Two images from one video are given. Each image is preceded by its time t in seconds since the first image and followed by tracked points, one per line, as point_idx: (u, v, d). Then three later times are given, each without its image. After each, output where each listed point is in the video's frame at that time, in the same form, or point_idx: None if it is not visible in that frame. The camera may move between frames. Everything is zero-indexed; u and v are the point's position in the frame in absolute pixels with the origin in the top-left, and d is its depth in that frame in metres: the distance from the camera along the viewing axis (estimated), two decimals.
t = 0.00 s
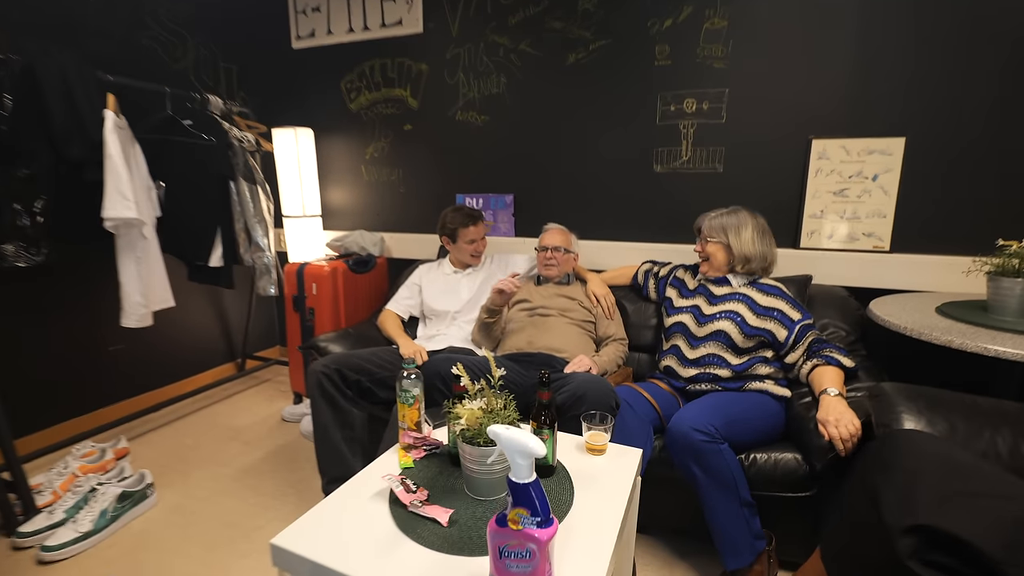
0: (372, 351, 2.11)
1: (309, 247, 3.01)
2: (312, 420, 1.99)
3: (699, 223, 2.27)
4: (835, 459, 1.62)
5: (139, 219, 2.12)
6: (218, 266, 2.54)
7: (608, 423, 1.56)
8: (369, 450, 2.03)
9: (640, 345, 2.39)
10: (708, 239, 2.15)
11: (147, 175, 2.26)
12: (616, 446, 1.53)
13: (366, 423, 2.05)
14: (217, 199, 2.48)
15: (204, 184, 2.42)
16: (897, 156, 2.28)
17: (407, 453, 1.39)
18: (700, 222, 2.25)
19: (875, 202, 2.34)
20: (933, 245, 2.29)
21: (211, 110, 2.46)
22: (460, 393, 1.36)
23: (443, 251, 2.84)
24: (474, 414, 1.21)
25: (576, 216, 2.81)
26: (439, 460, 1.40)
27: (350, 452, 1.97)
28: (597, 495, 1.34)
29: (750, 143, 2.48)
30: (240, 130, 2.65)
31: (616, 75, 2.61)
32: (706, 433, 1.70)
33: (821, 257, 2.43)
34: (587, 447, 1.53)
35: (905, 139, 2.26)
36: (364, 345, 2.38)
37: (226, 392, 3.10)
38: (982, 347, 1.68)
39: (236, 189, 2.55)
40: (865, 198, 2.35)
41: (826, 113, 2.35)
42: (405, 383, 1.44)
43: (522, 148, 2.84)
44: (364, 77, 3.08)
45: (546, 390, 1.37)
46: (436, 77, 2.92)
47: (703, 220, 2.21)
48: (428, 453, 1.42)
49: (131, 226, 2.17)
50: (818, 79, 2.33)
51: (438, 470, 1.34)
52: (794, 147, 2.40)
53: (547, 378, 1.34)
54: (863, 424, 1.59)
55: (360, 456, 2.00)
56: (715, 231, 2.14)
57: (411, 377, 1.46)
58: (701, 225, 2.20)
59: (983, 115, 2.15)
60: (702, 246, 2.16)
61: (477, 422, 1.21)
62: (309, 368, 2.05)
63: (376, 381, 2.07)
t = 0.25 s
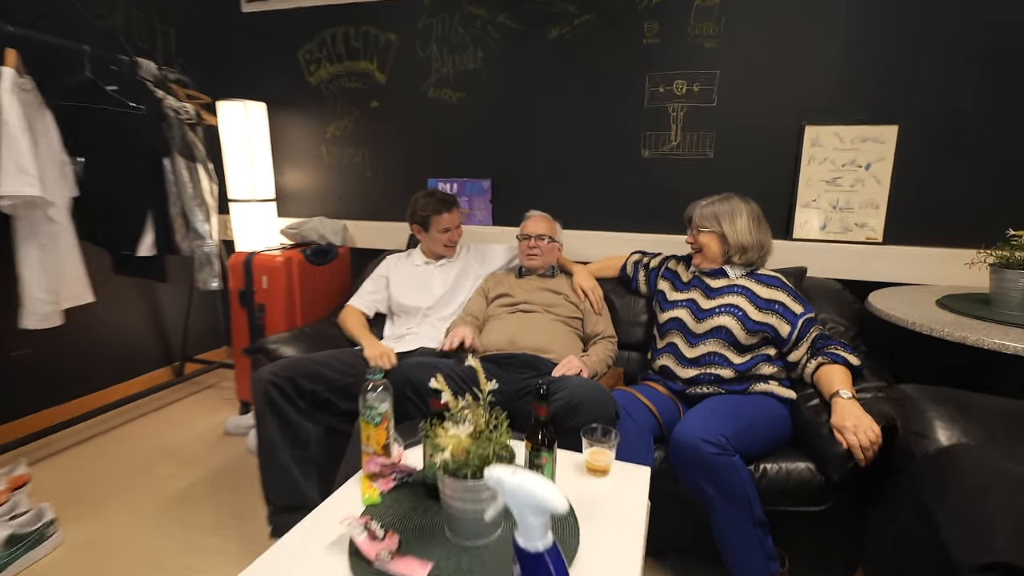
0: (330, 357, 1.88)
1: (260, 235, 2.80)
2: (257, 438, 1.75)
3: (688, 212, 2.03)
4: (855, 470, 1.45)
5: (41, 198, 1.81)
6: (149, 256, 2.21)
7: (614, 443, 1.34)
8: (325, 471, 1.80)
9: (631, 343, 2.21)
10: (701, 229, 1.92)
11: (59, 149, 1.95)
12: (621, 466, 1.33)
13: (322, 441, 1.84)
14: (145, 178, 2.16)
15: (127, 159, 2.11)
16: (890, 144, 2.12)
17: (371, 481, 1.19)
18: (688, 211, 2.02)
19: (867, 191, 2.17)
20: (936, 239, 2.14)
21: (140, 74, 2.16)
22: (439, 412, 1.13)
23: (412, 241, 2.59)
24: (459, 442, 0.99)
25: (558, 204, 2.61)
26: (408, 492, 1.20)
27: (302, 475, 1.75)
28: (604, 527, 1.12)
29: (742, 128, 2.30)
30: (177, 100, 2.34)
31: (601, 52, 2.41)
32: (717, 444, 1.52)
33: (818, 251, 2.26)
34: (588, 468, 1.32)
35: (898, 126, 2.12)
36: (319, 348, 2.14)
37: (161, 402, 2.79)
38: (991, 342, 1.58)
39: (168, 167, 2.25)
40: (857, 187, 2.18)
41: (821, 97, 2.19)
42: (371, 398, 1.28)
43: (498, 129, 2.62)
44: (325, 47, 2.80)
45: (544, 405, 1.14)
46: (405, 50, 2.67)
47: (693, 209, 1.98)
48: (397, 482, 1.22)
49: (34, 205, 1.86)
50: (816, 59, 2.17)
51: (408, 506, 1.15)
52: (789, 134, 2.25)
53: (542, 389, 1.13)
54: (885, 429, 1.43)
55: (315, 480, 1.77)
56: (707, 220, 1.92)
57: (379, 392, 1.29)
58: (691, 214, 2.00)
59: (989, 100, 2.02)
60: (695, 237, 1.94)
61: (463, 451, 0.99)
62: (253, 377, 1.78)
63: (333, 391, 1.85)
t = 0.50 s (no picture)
0: (292, 362, 1.64)
1: (205, 227, 2.59)
2: (210, 461, 1.46)
3: (684, 192, 1.87)
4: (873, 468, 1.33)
5: None
6: (73, 252, 1.92)
7: (627, 456, 1.17)
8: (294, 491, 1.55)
9: (622, 334, 2.04)
10: (699, 210, 1.76)
11: None
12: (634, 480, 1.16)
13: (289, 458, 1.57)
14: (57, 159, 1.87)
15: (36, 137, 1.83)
16: (892, 117, 2.02)
17: (346, 513, 1.01)
18: (685, 191, 1.86)
19: (867, 169, 2.07)
20: (936, 216, 2.06)
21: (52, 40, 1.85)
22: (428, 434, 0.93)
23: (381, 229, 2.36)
24: (464, 480, 0.79)
25: (538, 186, 2.42)
26: (394, 527, 0.99)
27: (266, 499, 1.48)
28: (628, 560, 0.96)
29: (734, 101, 2.16)
30: (94, 68, 2.01)
31: (583, 18, 2.21)
32: (733, 446, 1.36)
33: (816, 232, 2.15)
34: (598, 485, 1.16)
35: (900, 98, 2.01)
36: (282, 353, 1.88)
37: (100, 415, 2.47)
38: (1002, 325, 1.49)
39: (89, 148, 1.94)
40: (856, 164, 2.08)
41: (817, 67, 2.06)
42: (343, 418, 1.05)
43: (471, 103, 2.40)
44: (269, 11, 2.51)
45: (554, 422, 0.94)
46: (364, 15, 2.41)
47: (691, 189, 1.82)
48: (380, 515, 1.02)
49: None
50: (816, 25, 2.03)
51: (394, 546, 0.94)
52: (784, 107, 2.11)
53: (556, 404, 0.92)
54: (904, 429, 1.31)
55: (283, 503, 1.52)
56: (706, 200, 1.75)
57: (353, 409, 1.06)
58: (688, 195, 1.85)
59: (989, 69, 1.94)
60: (693, 219, 1.78)
61: (467, 491, 0.80)
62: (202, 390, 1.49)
63: (299, 400, 1.60)
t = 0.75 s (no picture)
0: (257, 363, 1.48)
1: (151, 216, 2.39)
2: (168, 479, 1.31)
3: (678, 164, 1.76)
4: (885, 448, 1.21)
5: None
6: None
7: (638, 455, 1.03)
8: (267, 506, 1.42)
9: (615, 317, 1.93)
10: (697, 180, 1.65)
11: None
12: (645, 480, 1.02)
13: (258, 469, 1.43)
14: None
15: None
16: (888, 80, 1.93)
17: (323, 539, 0.88)
18: (679, 161, 1.74)
19: (863, 135, 1.99)
20: (934, 182, 2.00)
21: None
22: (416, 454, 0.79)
23: (352, 213, 2.18)
24: (466, 517, 0.66)
25: (519, 161, 2.27)
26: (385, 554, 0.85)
27: (236, 517, 1.33)
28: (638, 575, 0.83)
29: (727, 65, 2.03)
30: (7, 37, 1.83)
31: None
32: (742, 433, 1.21)
33: (812, 203, 2.06)
34: (606, 486, 1.01)
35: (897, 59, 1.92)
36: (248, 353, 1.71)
37: (51, 427, 2.27)
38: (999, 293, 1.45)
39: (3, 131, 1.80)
40: (852, 131, 1.99)
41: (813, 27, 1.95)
42: (314, 435, 0.89)
43: (444, 72, 2.24)
44: None
45: (561, 428, 0.79)
46: None
47: (686, 159, 1.70)
48: (363, 540, 0.88)
49: None
50: None
51: None
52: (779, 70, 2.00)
53: (562, 409, 0.79)
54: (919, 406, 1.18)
55: (255, 520, 1.37)
56: (704, 170, 1.64)
57: (325, 422, 0.90)
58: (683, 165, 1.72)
59: (990, 25, 1.86)
60: (689, 191, 1.66)
61: (468, 528, 0.67)
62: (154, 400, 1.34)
63: (266, 407, 1.45)
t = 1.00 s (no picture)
0: (212, 381, 1.42)
1: (105, 216, 2.21)
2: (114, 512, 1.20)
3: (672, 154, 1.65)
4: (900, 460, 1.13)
5: None
6: None
7: (643, 482, 0.93)
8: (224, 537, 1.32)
9: (608, 317, 1.82)
10: (690, 171, 1.54)
11: None
12: (651, 514, 0.91)
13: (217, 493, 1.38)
14: None
15: None
16: (883, 66, 1.83)
17: None
18: (673, 151, 1.64)
19: (858, 124, 1.89)
20: (936, 171, 1.91)
21: None
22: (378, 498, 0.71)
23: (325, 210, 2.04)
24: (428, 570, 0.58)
25: (504, 153, 2.15)
26: None
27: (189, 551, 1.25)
28: None
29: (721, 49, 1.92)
30: None
31: None
32: (753, 447, 1.11)
33: (810, 195, 1.97)
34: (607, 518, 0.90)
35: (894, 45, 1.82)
36: (210, 366, 1.58)
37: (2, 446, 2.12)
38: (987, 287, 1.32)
39: None
40: (847, 120, 1.89)
41: (811, 10, 1.85)
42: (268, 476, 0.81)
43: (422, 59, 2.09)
44: None
45: (556, 464, 0.71)
46: None
47: (680, 149, 1.60)
48: None
49: None
50: None
51: None
52: (776, 54, 1.90)
53: (557, 440, 0.70)
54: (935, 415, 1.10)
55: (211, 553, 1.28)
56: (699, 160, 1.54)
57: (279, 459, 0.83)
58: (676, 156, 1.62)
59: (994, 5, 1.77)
60: (682, 183, 1.56)
61: None
62: (97, 425, 1.26)
63: (225, 427, 1.39)
